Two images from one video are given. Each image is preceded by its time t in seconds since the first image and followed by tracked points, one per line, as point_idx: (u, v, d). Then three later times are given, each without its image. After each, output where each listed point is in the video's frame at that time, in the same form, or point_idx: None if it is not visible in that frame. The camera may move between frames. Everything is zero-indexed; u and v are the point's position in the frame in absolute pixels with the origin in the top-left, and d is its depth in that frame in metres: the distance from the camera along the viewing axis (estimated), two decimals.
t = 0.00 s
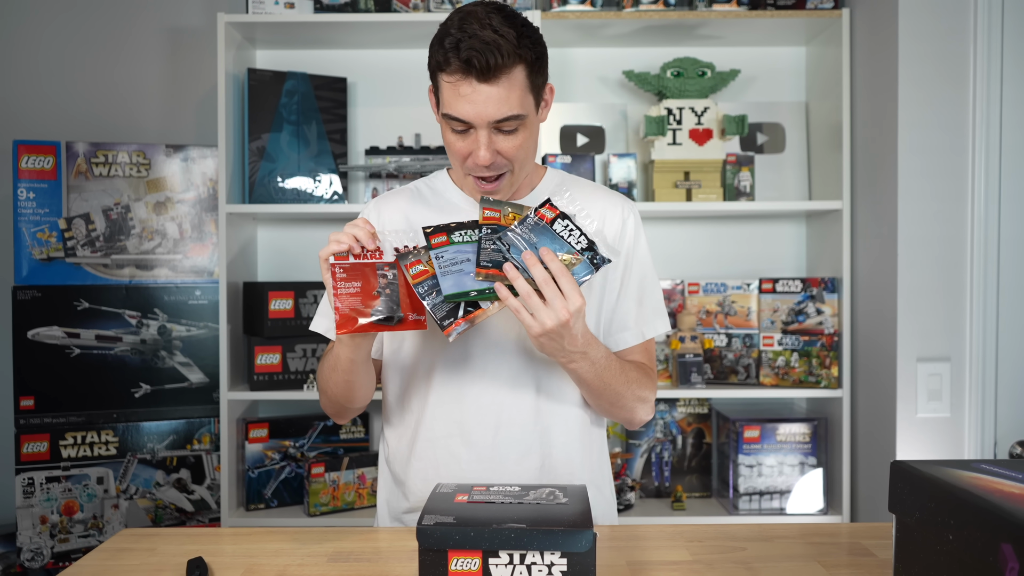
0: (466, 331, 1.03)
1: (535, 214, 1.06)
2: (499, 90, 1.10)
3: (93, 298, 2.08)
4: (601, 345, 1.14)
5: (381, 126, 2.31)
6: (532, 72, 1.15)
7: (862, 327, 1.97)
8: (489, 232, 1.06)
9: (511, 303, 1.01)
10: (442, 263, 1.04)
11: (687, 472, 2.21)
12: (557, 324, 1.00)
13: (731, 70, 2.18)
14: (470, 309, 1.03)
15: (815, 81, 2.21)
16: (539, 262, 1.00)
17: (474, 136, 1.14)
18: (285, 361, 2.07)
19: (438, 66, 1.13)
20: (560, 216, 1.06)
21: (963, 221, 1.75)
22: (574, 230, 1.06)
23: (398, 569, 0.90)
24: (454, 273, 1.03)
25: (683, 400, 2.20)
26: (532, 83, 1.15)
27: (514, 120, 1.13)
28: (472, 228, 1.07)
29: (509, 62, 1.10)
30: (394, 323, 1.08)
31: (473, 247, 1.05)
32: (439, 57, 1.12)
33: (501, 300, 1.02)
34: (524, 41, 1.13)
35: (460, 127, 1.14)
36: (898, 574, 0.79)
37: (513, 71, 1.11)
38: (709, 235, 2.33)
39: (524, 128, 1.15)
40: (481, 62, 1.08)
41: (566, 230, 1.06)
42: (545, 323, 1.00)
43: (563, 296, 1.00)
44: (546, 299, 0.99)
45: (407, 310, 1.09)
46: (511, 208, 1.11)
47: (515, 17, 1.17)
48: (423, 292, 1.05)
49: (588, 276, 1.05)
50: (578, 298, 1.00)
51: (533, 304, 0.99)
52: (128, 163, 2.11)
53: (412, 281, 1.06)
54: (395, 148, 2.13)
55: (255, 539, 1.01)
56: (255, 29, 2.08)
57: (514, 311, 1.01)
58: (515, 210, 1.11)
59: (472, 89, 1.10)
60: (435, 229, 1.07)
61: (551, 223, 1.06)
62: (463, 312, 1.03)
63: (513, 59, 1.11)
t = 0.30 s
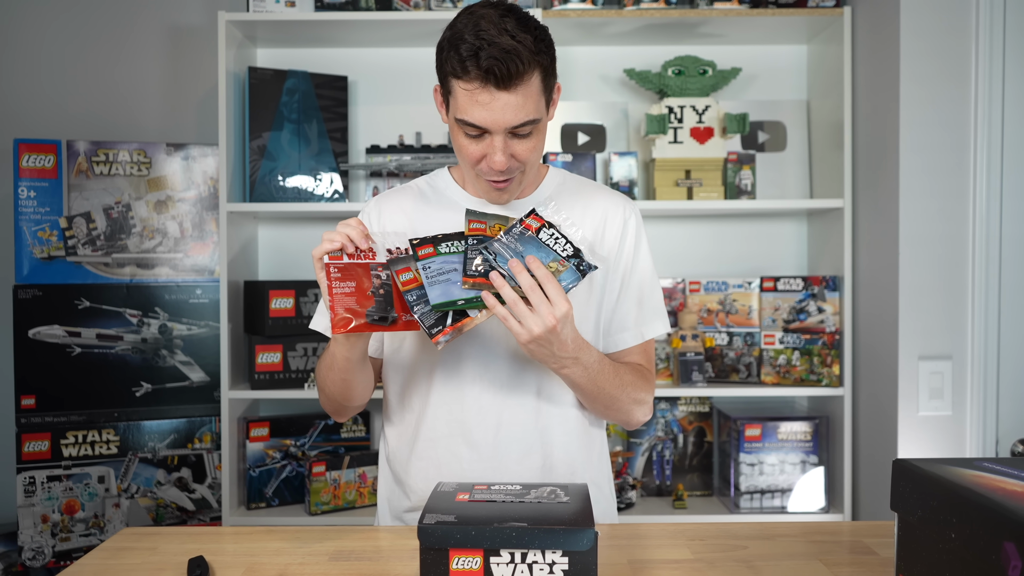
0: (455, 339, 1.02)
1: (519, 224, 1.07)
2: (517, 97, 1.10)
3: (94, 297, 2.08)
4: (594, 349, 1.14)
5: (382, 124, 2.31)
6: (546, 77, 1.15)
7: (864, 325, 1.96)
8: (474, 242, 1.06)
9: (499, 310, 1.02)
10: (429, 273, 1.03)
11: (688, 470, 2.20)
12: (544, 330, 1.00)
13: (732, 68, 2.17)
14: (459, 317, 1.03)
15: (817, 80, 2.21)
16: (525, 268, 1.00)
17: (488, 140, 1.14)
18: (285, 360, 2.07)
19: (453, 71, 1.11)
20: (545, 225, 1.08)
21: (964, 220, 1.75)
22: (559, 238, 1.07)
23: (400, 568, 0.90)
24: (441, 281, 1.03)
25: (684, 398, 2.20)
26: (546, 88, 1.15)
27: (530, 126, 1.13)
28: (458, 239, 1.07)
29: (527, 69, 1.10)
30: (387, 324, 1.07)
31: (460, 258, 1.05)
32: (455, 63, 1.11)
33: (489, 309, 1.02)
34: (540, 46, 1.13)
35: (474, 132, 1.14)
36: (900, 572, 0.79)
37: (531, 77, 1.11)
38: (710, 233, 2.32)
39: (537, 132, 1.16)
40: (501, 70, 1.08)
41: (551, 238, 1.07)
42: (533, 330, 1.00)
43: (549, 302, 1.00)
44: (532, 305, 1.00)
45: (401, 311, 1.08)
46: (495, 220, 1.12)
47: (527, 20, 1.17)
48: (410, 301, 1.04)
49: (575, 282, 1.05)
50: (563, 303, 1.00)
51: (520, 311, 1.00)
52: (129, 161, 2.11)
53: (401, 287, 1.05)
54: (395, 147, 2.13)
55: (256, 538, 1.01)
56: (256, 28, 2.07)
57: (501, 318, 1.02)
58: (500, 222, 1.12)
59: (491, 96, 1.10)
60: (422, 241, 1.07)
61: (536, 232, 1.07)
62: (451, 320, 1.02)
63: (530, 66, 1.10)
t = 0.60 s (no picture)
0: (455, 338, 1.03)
1: (518, 222, 1.05)
2: (520, 95, 1.09)
3: (93, 295, 2.07)
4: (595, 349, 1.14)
5: (381, 122, 2.30)
6: (551, 76, 1.14)
7: (864, 323, 1.96)
8: (473, 241, 1.04)
9: (499, 309, 1.02)
10: (429, 273, 1.03)
11: (688, 469, 2.21)
12: (544, 328, 1.01)
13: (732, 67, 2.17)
14: (459, 315, 1.03)
15: (817, 78, 2.20)
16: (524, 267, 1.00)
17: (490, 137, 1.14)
18: (285, 359, 2.06)
19: (457, 66, 1.11)
20: (544, 224, 1.06)
21: (964, 218, 1.75)
22: (559, 237, 1.05)
23: (400, 566, 0.90)
24: (442, 280, 1.02)
25: (684, 397, 2.20)
26: (550, 87, 1.15)
27: (532, 124, 1.12)
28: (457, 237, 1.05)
29: (532, 67, 1.09)
30: (390, 322, 1.08)
31: (459, 257, 1.04)
32: (460, 58, 1.10)
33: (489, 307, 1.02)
34: (546, 45, 1.13)
35: (476, 129, 1.13)
36: (901, 571, 0.79)
37: (534, 75, 1.11)
38: (710, 231, 2.32)
39: (540, 130, 1.15)
40: (506, 66, 1.07)
41: (551, 237, 1.05)
42: (533, 327, 1.01)
43: (548, 300, 1.01)
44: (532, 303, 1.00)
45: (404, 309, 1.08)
46: (494, 219, 1.09)
47: (534, 18, 1.16)
48: (411, 300, 1.03)
49: (575, 280, 1.05)
50: (563, 301, 1.01)
51: (520, 309, 1.00)
52: (128, 159, 2.11)
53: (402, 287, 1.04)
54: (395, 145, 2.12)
55: (256, 536, 1.01)
56: (255, 25, 2.07)
57: (501, 317, 1.02)
58: (498, 221, 1.09)
59: (494, 93, 1.09)
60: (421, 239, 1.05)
61: (535, 231, 1.05)
62: (452, 318, 1.03)
63: (535, 64, 1.10)
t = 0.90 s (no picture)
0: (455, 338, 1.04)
1: (523, 221, 1.05)
2: (509, 91, 1.09)
3: (92, 294, 2.07)
4: (595, 350, 1.14)
5: (380, 120, 2.30)
6: (544, 74, 1.13)
7: (864, 321, 1.96)
8: (477, 239, 1.05)
9: (500, 312, 1.02)
10: (431, 271, 1.04)
11: (687, 467, 2.21)
12: (544, 332, 1.00)
13: (732, 65, 2.16)
14: (460, 316, 1.04)
15: (816, 76, 2.20)
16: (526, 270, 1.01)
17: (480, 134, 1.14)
18: (284, 357, 2.06)
19: (448, 61, 1.11)
20: (549, 224, 1.05)
21: (964, 216, 1.75)
22: (564, 237, 1.05)
23: (399, 566, 0.90)
24: (444, 280, 1.04)
25: (683, 395, 2.19)
26: (543, 85, 1.14)
27: (521, 122, 1.12)
28: (462, 234, 1.06)
29: (521, 63, 1.09)
30: (394, 317, 1.07)
31: (463, 255, 1.05)
32: (451, 53, 1.11)
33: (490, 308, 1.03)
34: (539, 43, 1.12)
35: (466, 124, 1.13)
36: (901, 570, 0.79)
37: (524, 72, 1.10)
38: (710, 230, 2.32)
39: (531, 128, 1.15)
40: (492, 62, 1.07)
41: (556, 238, 1.05)
42: (533, 331, 1.01)
43: (550, 304, 1.00)
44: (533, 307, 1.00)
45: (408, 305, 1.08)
46: (499, 215, 1.10)
47: (531, 16, 1.15)
48: (413, 297, 1.04)
49: (577, 284, 1.05)
50: (565, 306, 1.00)
51: (521, 313, 1.01)
52: (127, 158, 2.10)
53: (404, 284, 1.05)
54: (394, 143, 2.12)
55: (254, 535, 1.01)
56: (254, 23, 2.06)
57: (503, 318, 1.03)
58: (504, 217, 1.10)
59: (482, 88, 1.09)
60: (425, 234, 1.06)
61: (540, 230, 1.05)
62: (452, 320, 1.04)
63: (524, 61, 1.09)
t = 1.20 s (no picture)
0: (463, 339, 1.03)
1: (530, 222, 1.06)
2: (499, 88, 1.09)
3: (91, 293, 2.07)
4: (600, 350, 1.14)
5: (379, 119, 2.29)
6: (537, 71, 1.13)
7: (864, 320, 1.96)
8: (483, 240, 1.05)
9: (509, 311, 1.01)
10: (437, 272, 1.03)
11: (687, 466, 2.20)
12: (553, 332, 1.00)
13: (731, 64, 2.16)
14: (467, 317, 1.02)
15: (816, 75, 2.20)
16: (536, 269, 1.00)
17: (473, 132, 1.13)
18: (283, 357, 2.05)
19: (440, 60, 1.12)
20: (556, 224, 1.06)
21: (964, 215, 1.74)
22: (571, 238, 1.06)
23: (399, 565, 0.90)
24: (451, 280, 1.02)
25: (683, 394, 2.19)
26: (536, 82, 1.13)
27: (513, 119, 1.11)
28: (468, 235, 1.06)
29: (511, 60, 1.08)
30: (398, 318, 1.06)
31: (469, 255, 1.04)
32: (442, 52, 1.11)
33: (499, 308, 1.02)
34: (530, 39, 1.11)
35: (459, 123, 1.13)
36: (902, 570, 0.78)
37: (515, 69, 1.09)
38: (709, 229, 2.32)
39: (524, 125, 1.14)
40: (481, 59, 1.07)
41: (563, 238, 1.05)
42: (542, 332, 1.00)
43: (559, 305, 1.00)
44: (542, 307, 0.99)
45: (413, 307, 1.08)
46: (504, 216, 1.12)
47: (525, 13, 1.15)
48: (419, 300, 1.03)
49: (586, 285, 1.04)
50: (574, 307, 0.99)
51: (529, 313, 1.00)
52: (125, 157, 2.10)
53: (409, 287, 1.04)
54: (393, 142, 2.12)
55: (253, 535, 1.00)
56: (253, 23, 2.06)
57: (511, 318, 1.01)
58: (509, 218, 1.12)
59: (472, 86, 1.09)
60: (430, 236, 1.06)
61: (547, 231, 1.05)
62: (461, 320, 1.02)
63: (514, 58, 1.09)
